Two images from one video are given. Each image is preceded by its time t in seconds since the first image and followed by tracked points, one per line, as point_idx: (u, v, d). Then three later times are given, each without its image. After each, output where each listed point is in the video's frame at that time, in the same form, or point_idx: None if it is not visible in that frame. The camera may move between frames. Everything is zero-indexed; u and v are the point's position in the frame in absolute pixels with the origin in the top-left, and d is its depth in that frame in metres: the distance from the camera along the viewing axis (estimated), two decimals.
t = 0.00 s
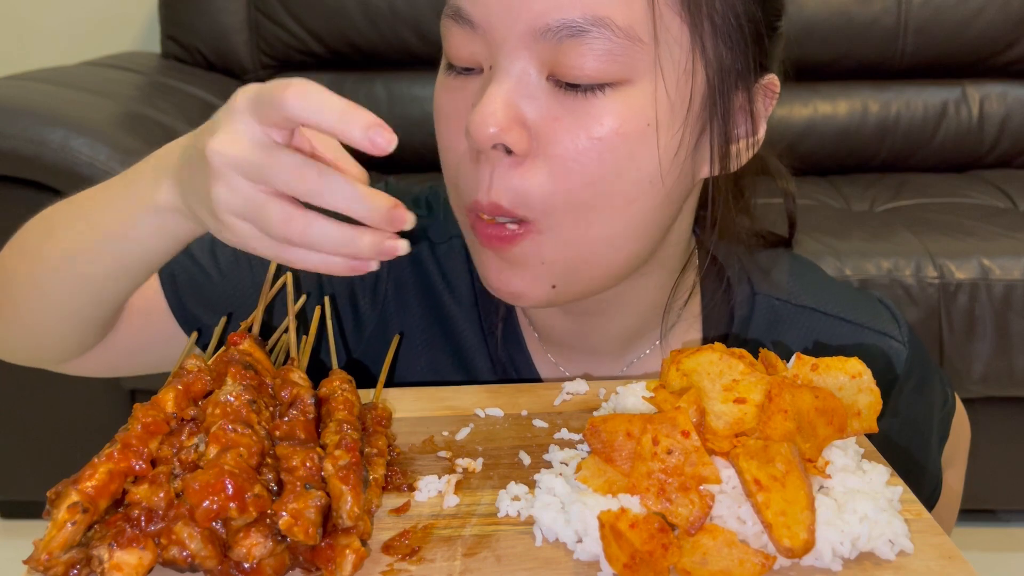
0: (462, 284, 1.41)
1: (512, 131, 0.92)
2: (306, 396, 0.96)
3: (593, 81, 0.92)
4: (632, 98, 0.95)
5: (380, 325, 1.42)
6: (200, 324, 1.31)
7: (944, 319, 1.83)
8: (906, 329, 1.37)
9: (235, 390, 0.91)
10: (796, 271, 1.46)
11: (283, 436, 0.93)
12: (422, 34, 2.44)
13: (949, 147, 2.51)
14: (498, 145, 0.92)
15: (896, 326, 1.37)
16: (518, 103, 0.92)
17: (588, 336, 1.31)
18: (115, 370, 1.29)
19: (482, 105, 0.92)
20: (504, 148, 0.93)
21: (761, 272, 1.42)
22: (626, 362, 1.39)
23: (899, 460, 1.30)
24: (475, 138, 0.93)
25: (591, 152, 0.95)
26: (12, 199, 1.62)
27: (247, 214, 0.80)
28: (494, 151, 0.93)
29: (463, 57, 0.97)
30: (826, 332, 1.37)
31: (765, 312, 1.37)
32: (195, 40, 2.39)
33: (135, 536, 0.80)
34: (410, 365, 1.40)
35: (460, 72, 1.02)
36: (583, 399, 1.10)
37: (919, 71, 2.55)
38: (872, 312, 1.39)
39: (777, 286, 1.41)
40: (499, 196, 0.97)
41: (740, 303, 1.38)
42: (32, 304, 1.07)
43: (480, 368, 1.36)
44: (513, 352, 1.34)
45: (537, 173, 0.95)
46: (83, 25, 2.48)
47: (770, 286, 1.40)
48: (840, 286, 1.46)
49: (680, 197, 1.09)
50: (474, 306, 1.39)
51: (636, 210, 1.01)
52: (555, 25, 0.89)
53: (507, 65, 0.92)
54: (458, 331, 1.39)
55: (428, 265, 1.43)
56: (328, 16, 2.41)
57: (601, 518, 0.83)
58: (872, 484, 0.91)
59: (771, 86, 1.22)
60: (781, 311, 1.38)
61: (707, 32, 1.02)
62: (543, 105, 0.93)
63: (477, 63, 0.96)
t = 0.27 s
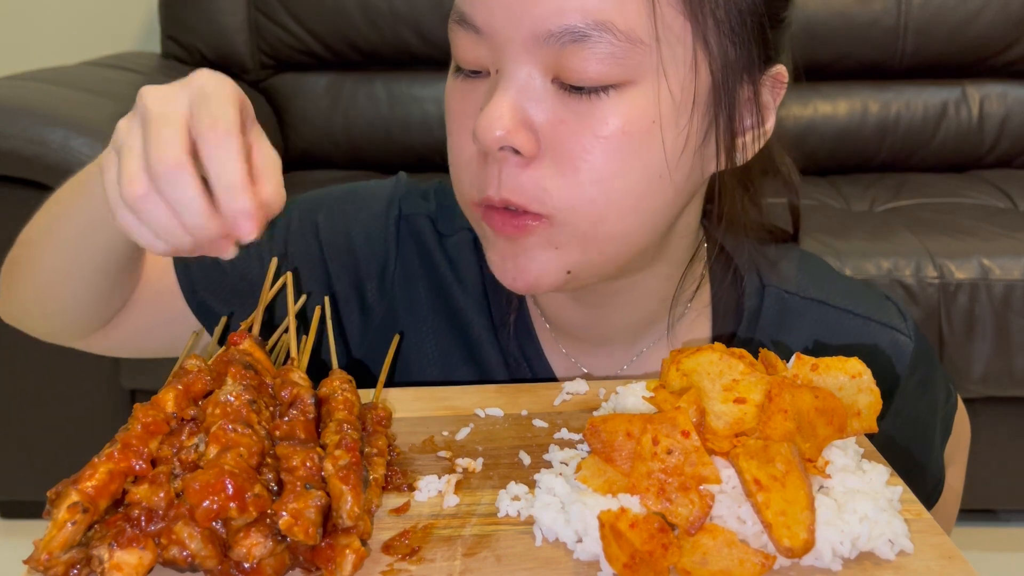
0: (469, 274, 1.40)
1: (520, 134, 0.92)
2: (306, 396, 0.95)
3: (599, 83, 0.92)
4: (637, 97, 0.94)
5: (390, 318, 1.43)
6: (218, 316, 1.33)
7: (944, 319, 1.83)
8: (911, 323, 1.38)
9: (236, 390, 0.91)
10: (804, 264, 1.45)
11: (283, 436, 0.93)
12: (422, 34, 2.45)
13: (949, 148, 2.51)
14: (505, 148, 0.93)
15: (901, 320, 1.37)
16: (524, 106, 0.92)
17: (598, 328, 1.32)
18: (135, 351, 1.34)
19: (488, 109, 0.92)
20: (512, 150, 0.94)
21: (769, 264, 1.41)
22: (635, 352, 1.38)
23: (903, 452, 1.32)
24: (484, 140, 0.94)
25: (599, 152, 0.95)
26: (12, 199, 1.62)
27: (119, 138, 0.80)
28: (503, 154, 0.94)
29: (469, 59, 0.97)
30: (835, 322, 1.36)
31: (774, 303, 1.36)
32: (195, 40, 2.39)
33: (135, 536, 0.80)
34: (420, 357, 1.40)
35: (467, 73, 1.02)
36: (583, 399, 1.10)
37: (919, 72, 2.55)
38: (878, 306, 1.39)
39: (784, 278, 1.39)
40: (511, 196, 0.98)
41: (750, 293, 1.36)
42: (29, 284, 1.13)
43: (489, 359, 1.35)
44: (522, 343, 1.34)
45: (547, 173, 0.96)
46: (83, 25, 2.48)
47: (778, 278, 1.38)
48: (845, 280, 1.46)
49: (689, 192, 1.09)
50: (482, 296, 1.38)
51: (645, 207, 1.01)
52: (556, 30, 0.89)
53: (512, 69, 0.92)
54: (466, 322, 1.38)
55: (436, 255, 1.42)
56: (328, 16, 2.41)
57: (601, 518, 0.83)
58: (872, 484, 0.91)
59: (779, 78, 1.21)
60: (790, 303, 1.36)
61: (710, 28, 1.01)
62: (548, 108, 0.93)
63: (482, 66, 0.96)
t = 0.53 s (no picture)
0: (479, 259, 1.41)
1: (535, 126, 0.93)
2: (306, 396, 0.95)
3: (614, 73, 0.92)
4: (650, 88, 0.95)
5: (399, 304, 1.44)
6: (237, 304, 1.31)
7: (944, 319, 1.83)
8: (915, 315, 1.39)
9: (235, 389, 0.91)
10: (811, 256, 1.44)
11: (283, 436, 0.93)
12: (422, 34, 2.45)
13: (949, 148, 2.51)
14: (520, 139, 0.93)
15: (905, 311, 1.38)
16: (538, 98, 0.92)
17: (606, 313, 1.32)
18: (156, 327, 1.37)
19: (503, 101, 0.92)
20: (527, 141, 0.94)
21: (774, 253, 1.41)
22: (643, 337, 1.37)
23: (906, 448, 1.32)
24: (499, 133, 0.94)
25: (614, 142, 0.95)
26: (12, 198, 1.62)
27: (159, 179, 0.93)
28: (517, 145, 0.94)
29: (482, 53, 0.97)
30: (839, 312, 1.37)
31: (779, 292, 1.36)
32: (196, 40, 2.39)
33: (135, 536, 0.80)
34: (429, 342, 1.41)
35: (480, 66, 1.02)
36: (583, 399, 1.10)
37: (919, 72, 2.55)
38: (881, 297, 1.39)
39: (790, 267, 1.39)
40: (525, 188, 0.98)
41: (756, 282, 1.36)
42: (65, 261, 1.19)
43: (499, 342, 1.36)
44: (531, 327, 1.34)
45: (562, 165, 0.96)
46: (83, 25, 2.48)
47: (786, 269, 1.38)
48: (850, 271, 1.47)
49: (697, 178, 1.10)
50: (491, 279, 1.40)
51: (658, 196, 1.01)
52: (571, 21, 0.89)
53: (527, 62, 0.92)
54: (475, 307, 1.39)
55: (446, 240, 1.44)
56: (328, 16, 2.41)
57: (601, 518, 0.83)
58: (873, 484, 0.91)
59: (784, 64, 1.18)
60: (796, 293, 1.37)
61: (720, 15, 1.01)
62: (563, 99, 0.93)
63: (495, 58, 0.96)
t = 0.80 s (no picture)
0: (495, 245, 1.41)
1: (615, 114, 0.92)
2: (306, 397, 0.95)
3: (684, 55, 0.94)
4: (711, 68, 0.97)
5: (415, 289, 1.44)
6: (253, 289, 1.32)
7: (945, 319, 1.83)
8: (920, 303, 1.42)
9: (234, 388, 0.91)
10: (820, 246, 1.47)
11: (282, 436, 0.92)
12: (421, 33, 2.45)
13: (950, 147, 2.50)
14: (599, 128, 0.93)
15: (910, 298, 1.41)
16: (616, 86, 0.92)
17: (622, 298, 1.31)
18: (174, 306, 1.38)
19: (578, 91, 0.91)
20: (605, 130, 0.93)
21: (783, 241, 1.43)
22: (658, 320, 1.37)
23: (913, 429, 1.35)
24: (571, 122, 0.93)
25: (684, 124, 0.96)
26: (10, 198, 1.62)
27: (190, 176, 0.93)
28: (595, 134, 0.94)
29: (538, 43, 0.96)
30: (852, 296, 1.37)
31: (790, 275, 1.37)
32: (195, 40, 2.39)
33: (134, 537, 0.80)
34: (444, 327, 1.41)
35: (531, 57, 1.00)
36: (583, 399, 1.09)
37: (920, 71, 2.54)
38: (889, 283, 1.41)
39: (798, 253, 1.42)
40: (600, 176, 0.98)
41: (767, 265, 1.37)
42: (70, 248, 1.20)
43: (515, 327, 1.37)
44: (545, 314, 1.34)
45: (635, 149, 0.96)
46: (82, 25, 2.48)
47: (796, 254, 1.40)
48: (858, 260, 1.49)
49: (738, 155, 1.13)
50: (508, 264, 1.39)
51: (716, 175, 1.05)
52: (650, 8, 0.90)
53: (595, 51, 0.92)
54: (492, 293, 1.39)
55: (463, 226, 1.44)
56: (328, 16, 2.41)
57: (602, 519, 0.82)
58: (874, 484, 0.91)
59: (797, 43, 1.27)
60: (807, 277, 1.38)
61: None
62: (639, 86, 0.93)
63: (554, 48, 0.95)
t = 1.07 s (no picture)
0: (516, 232, 1.41)
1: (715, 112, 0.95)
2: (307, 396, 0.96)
3: (767, 51, 0.97)
4: (790, 64, 1.01)
5: (436, 280, 1.44)
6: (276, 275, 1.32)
7: (945, 319, 1.83)
8: (925, 292, 1.42)
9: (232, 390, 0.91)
10: (827, 237, 1.48)
11: (283, 435, 0.93)
12: (422, 34, 2.45)
13: (949, 147, 2.51)
14: (702, 127, 0.95)
15: (916, 285, 1.41)
16: (714, 84, 0.95)
17: (647, 284, 1.33)
18: (194, 289, 1.38)
19: (683, 92, 0.93)
20: (705, 129, 0.96)
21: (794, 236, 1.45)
22: (677, 307, 1.38)
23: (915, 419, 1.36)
24: (672, 123, 0.95)
25: (768, 118, 1.00)
26: (11, 198, 1.62)
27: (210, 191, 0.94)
28: (697, 133, 0.96)
29: (628, 44, 0.95)
30: (861, 286, 1.38)
31: (804, 265, 1.37)
32: (196, 40, 2.40)
33: (135, 536, 0.80)
34: (465, 316, 1.42)
35: (613, 58, 0.99)
36: (583, 399, 1.10)
37: (919, 71, 2.55)
38: (897, 272, 1.42)
39: (811, 244, 1.43)
40: (700, 172, 1.01)
41: (781, 254, 1.38)
42: (87, 236, 1.21)
43: (536, 316, 1.37)
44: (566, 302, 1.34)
45: (726, 145, 1.00)
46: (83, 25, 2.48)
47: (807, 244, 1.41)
48: (863, 250, 1.50)
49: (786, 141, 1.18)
50: (527, 250, 1.39)
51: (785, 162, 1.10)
52: (748, 8, 0.92)
53: (692, 48, 0.93)
54: (513, 281, 1.40)
55: (484, 215, 1.44)
56: (328, 16, 2.41)
57: (601, 518, 0.83)
58: (873, 484, 0.91)
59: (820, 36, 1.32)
60: (819, 268, 1.38)
61: None
62: (734, 83, 0.96)
63: (643, 48, 0.95)
